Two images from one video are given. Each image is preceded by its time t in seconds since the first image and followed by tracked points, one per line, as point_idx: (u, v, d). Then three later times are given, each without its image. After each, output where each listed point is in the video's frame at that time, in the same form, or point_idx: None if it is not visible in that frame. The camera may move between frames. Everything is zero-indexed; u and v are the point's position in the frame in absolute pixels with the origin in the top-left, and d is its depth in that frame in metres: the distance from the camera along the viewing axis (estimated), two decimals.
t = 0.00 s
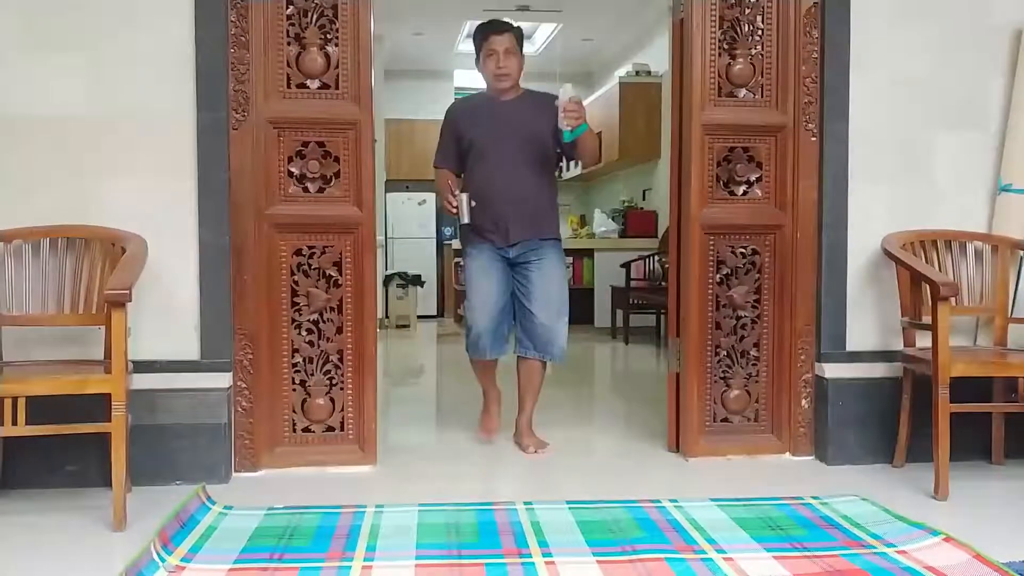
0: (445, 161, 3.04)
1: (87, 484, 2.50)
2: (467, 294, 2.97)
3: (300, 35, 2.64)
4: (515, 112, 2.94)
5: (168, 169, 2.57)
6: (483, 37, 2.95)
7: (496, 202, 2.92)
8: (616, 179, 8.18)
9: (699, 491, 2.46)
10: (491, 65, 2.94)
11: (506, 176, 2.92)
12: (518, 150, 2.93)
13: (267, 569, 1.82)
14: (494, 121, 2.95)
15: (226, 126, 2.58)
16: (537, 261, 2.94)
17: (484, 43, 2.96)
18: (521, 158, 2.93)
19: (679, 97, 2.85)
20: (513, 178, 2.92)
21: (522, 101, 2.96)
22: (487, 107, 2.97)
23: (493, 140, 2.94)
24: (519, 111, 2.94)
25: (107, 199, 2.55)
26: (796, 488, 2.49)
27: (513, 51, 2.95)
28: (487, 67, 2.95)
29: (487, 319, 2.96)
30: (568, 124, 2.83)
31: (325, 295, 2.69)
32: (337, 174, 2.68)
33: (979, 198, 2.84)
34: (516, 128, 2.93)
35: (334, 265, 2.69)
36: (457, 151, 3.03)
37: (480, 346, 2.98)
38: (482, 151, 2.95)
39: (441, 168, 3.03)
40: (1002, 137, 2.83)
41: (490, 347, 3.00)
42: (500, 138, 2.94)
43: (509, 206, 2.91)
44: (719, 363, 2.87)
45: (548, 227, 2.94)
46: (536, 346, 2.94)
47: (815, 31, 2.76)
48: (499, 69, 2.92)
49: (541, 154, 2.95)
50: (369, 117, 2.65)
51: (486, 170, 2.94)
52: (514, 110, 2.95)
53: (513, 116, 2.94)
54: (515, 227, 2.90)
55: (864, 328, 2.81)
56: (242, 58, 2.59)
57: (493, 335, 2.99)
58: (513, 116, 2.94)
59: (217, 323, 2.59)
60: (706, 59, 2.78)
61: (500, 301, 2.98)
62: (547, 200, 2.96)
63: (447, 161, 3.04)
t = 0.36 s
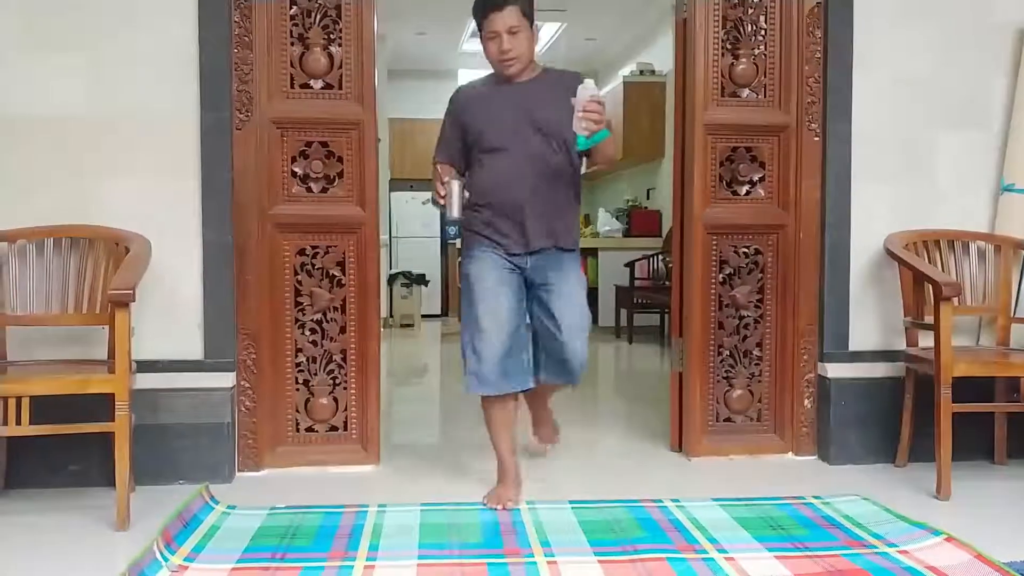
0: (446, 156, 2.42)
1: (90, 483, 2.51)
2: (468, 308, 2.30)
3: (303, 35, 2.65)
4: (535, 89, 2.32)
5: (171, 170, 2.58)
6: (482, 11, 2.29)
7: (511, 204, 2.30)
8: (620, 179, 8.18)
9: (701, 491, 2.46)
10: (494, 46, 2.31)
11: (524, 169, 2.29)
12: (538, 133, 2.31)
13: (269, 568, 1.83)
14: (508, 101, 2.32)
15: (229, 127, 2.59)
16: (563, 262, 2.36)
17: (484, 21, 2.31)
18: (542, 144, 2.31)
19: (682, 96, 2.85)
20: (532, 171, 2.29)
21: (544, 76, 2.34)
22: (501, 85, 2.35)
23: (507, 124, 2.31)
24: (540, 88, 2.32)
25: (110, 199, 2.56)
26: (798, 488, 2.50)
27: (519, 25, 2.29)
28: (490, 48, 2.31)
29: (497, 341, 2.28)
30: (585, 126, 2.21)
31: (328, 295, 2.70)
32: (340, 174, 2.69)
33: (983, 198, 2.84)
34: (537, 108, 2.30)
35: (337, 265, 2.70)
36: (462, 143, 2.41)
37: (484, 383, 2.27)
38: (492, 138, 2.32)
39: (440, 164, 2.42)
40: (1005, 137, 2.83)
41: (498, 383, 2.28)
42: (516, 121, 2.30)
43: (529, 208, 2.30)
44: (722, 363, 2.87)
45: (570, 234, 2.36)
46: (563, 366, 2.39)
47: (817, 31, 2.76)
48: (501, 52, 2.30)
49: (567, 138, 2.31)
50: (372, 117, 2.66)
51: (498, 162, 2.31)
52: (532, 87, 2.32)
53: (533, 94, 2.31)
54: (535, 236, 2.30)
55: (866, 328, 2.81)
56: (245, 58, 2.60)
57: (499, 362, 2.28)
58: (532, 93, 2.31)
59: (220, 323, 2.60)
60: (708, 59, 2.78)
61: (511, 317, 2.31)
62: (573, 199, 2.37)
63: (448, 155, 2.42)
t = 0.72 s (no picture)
0: (458, 123, 1.98)
1: (91, 483, 2.52)
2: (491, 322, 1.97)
3: (305, 34, 2.65)
4: (577, 54, 1.87)
5: (172, 170, 2.59)
6: None
7: (533, 194, 1.86)
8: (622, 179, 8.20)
9: (702, 491, 2.46)
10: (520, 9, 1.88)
11: (552, 151, 1.84)
12: (576, 107, 1.85)
13: (271, 568, 1.83)
14: (542, 67, 1.87)
15: (231, 126, 2.59)
16: (590, 274, 1.81)
17: None
18: (579, 121, 1.85)
19: (684, 96, 2.85)
20: (564, 154, 1.84)
21: (588, 40, 1.91)
22: (534, 44, 1.89)
23: (537, 93, 1.86)
24: (583, 52, 1.88)
25: (111, 199, 2.57)
26: (799, 487, 2.50)
27: None
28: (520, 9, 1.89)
29: (518, 367, 1.95)
30: (640, 149, 1.80)
31: (330, 294, 2.70)
32: (342, 174, 2.69)
33: (985, 198, 2.83)
34: (576, 75, 1.85)
35: (339, 264, 2.70)
36: (479, 109, 1.97)
37: (496, 397, 2.04)
38: (517, 110, 1.88)
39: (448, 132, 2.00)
40: (1006, 136, 2.83)
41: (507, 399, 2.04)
42: (550, 89, 1.86)
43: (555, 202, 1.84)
44: (724, 363, 2.87)
45: (614, 231, 1.83)
46: (593, 404, 1.79)
47: (819, 31, 2.76)
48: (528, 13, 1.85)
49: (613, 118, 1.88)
50: (374, 117, 2.66)
51: (521, 140, 1.88)
52: (575, 52, 1.87)
53: (574, 59, 1.87)
54: (561, 232, 1.83)
55: (868, 328, 2.81)
56: (248, 58, 2.61)
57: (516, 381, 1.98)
58: (573, 58, 1.87)
59: (222, 323, 2.60)
60: (710, 58, 2.78)
61: (530, 338, 1.92)
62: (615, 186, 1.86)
63: (461, 123, 1.98)
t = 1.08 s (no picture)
0: (460, 117, 1.56)
1: (94, 482, 2.52)
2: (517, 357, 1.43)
3: (307, 33, 2.65)
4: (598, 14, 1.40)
5: (174, 169, 2.59)
6: None
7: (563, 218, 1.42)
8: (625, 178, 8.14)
9: (704, 490, 2.46)
10: None
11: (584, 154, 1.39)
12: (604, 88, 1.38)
13: (273, 567, 1.83)
14: (556, 42, 1.40)
15: (233, 125, 2.59)
16: (646, 307, 1.42)
17: None
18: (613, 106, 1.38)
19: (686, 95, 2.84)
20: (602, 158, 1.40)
21: None
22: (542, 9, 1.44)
23: (551, 75, 1.40)
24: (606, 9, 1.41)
25: (114, 199, 2.57)
26: (801, 486, 2.50)
27: None
28: None
29: (549, 431, 1.39)
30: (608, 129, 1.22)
31: (332, 293, 2.70)
32: (344, 173, 2.68)
33: (987, 197, 2.83)
34: (598, 45, 1.39)
35: (341, 263, 2.70)
36: (488, 98, 1.54)
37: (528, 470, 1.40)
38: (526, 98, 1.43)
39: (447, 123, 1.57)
40: (1009, 135, 2.82)
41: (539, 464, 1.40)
42: (568, 69, 1.39)
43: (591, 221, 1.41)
44: (726, 362, 2.86)
45: (665, 245, 1.42)
46: (652, 460, 1.48)
47: (822, 30, 2.76)
48: None
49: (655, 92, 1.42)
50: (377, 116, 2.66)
51: (538, 141, 1.43)
52: (598, 16, 1.40)
53: (592, 24, 1.40)
54: (594, 258, 1.41)
55: (870, 327, 2.81)
56: (250, 57, 2.61)
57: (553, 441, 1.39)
58: (592, 20, 1.40)
59: (224, 323, 2.61)
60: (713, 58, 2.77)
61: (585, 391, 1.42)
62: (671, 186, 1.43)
63: (465, 117, 1.56)
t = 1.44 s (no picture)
0: (440, 156, 1.29)
1: (96, 481, 2.53)
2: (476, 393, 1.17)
3: (309, 32, 2.65)
4: (582, 42, 1.06)
5: (176, 168, 2.59)
6: None
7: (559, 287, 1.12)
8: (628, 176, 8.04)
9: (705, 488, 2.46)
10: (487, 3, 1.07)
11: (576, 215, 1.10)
12: (585, 136, 1.05)
13: (275, 565, 1.84)
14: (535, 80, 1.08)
15: (235, 123, 2.59)
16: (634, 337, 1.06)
17: None
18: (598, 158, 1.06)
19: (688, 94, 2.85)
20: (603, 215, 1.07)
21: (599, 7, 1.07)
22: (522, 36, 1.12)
23: (523, 119, 1.09)
24: (593, 34, 1.06)
25: (116, 198, 2.58)
26: (803, 485, 2.50)
27: None
28: None
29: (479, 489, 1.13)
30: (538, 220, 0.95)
31: (334, 291, 2.70)
32: (346, 171, 2.68)
33: (989, 195, 2.83)
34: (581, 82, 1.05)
35: (343, 261, 2.70)
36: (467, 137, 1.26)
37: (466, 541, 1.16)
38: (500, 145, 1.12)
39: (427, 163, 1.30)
40: (1011, 133, 2.82)
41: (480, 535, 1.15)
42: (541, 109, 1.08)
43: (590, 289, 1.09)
44: (728, 360, 2.86)
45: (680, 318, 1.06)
46: None
47: (824, 29, 2.76)
48: None
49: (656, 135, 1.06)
50: (379, 114, 2.66)
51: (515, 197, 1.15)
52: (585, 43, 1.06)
53: (574, 56, 1.06)
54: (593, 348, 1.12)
55: (872, 326, 2.80)
56: (252, 56, 2.61)
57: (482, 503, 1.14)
58: (577, 48, 1.06)
59: (226, 321, 2.61)
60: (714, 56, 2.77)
61: (535, 434, 1.15)
62: (675, 235, 1.07)
63: (446, 158, 1.28)
